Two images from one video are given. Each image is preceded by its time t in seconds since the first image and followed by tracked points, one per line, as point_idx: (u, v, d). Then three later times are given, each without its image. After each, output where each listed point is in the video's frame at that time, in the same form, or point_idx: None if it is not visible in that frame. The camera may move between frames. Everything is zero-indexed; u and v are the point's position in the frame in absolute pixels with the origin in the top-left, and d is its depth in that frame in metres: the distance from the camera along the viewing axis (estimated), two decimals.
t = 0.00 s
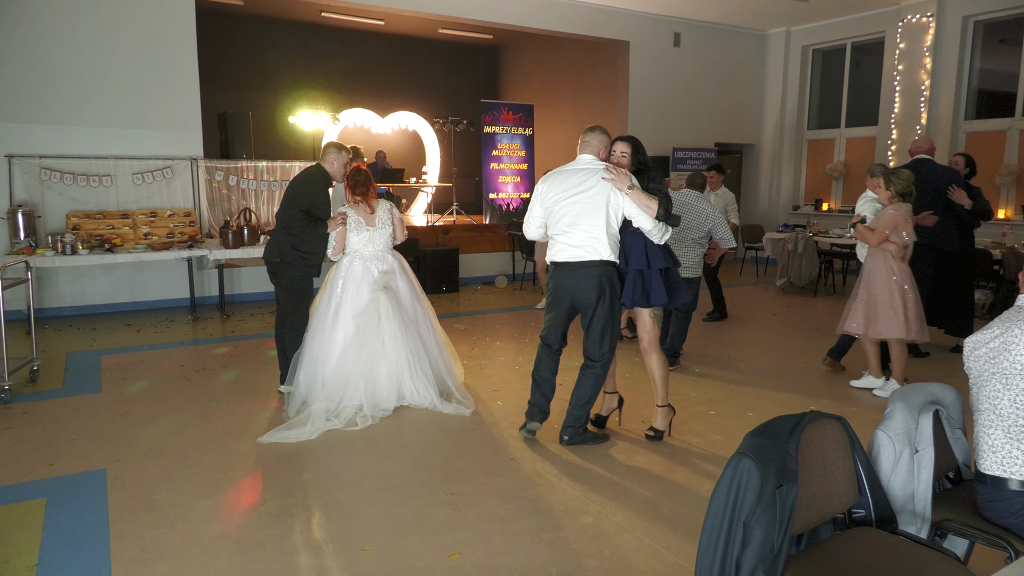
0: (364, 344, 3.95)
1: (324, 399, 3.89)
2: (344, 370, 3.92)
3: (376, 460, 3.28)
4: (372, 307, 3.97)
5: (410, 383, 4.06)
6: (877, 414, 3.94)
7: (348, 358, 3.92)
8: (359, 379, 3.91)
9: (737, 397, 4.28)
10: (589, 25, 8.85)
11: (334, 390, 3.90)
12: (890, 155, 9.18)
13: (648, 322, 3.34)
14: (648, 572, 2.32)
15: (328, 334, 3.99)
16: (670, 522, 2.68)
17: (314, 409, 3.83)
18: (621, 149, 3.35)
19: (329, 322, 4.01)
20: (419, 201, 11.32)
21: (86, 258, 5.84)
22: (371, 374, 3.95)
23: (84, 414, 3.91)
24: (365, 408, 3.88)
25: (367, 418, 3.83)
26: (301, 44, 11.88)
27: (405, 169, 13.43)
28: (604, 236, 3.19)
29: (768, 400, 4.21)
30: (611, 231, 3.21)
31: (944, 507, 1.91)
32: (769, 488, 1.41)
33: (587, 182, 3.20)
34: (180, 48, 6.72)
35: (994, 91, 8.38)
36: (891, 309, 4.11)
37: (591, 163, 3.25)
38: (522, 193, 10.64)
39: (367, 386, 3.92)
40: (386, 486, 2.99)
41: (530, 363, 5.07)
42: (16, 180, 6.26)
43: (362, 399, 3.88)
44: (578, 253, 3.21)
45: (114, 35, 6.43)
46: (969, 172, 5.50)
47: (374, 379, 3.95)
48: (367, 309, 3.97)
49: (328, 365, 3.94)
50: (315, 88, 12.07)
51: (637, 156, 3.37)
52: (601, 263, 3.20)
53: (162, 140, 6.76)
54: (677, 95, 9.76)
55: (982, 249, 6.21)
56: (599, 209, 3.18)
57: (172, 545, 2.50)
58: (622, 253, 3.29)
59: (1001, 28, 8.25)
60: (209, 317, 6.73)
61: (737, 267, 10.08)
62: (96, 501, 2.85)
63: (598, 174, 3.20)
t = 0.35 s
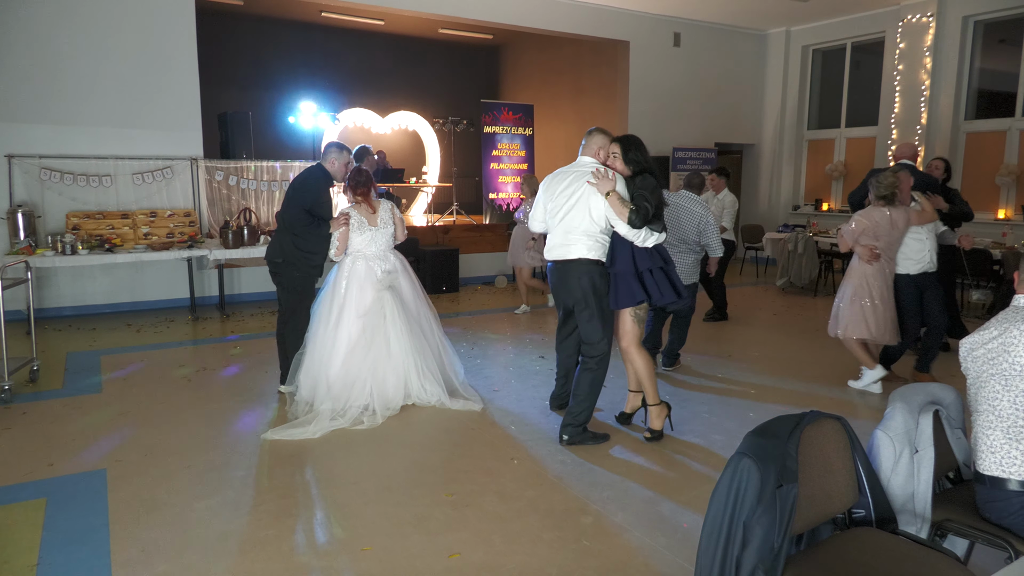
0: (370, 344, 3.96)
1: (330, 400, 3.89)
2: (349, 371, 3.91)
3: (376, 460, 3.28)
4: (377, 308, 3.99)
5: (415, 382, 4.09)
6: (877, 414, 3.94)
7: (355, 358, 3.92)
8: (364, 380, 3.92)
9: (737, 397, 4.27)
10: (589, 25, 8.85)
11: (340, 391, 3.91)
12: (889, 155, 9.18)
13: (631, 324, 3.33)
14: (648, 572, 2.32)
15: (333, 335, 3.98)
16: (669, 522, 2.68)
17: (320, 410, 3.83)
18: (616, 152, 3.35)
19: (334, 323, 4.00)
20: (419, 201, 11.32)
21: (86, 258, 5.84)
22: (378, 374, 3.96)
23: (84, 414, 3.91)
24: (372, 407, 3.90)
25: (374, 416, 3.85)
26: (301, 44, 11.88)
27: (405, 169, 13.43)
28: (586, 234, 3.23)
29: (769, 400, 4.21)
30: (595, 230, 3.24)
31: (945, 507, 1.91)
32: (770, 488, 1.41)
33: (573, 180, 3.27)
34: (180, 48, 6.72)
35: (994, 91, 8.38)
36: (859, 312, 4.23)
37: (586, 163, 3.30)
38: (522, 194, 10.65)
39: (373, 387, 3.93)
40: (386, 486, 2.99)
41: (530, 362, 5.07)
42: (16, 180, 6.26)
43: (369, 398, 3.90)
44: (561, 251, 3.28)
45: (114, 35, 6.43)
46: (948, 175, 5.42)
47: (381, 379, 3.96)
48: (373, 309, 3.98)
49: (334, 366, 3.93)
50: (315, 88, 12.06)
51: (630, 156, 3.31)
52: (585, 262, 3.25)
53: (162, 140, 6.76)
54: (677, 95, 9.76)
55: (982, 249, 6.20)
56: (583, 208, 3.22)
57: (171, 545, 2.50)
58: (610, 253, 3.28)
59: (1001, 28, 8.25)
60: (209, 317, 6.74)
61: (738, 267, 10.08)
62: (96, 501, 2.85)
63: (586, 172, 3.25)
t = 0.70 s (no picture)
0: (373, 344, 3.96)
1: (333, 400, 3.89)
2: (352, 371, 3.92)
3: (376, 459, 3.28)
4: (380, 307, 3.99)
5: (417, 381, 4.10)
6: (877, 413, 3.94)
7: (357, 358, 3.93)
8: (366, 379, 3.92)
9: (737, 397, 4.27)
10: (589, 25, 8.85)
11: (342, 391, 3.91)
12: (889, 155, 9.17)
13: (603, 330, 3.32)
14: (648, 572, 2.32)
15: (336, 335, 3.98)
16: (669, 522, 2.68)
17: (322, 410, 3.83)
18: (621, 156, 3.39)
19: (336, 322, 4.00)
20: (420, 201, 11.32)
21: (86, 258, 5.84)
22: (381, 373, 3.96)
23: (84, 414, 3.91)
24: (374, 407, 3.90)
25: (376, 416, 3.85)
26: (301, 44, 11.88)
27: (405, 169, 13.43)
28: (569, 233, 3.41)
29: (769, 400, 4.21)
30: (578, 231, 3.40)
31: (945, 507, 1.91)
32: (769, 488, 1.41)
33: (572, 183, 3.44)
34: (180, 48, 6.72)
35: (994, 91, 8.38)
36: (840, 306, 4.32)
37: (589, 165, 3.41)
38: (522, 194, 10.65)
39: (375, 386, 3.93)
40: (386, 486, 2.99)
41: (529, 362, 5.07)
42: (16, 180, 6.26)
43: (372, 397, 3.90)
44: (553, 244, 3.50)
45: (115, 35, 6.43)
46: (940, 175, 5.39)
47: (383, 378, 3.97)
48: (375, 308, 3.98)
49: (336, 365, 3.93)
50: (315, 88, 12.06)
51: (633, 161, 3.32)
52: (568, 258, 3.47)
53: (162, 140, 6.77)
54: (677, 95, 9.76)
55: (982, 249, 6.20)
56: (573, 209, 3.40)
57: (172, 545, 2.50)
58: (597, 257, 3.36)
59: (1001, 28, 8.25)
60: (209, 317, 6.74)
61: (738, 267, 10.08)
62: (97, 500, 2.85)
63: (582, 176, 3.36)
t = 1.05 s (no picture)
0: (376, 343, 3.97)
1: (335, 399, 3.90)
2: (355, 370, 3.92)
3: (376, 459, 3.28)
4: (383, 306, 3.99)
5: (420, 381, 4.10)
6: (877, 413, 3.94)
7: (360, 357, 3.93)
8: (369, 379, 3.93)
9: (737, 397, 4.27)
10: (589, 25, 8.85)
11: (345, 390, 3.92)
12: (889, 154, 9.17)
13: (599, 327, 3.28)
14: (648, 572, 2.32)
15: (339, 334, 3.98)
16: (669, 522, 2.68)
17: (324, 409, 3.84)
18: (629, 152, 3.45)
19: (339, 322, 4.00)
20: (419, 201, 11.32)
21: (86, 258, 5.84)
22: (383, 373, 3.97)
23: (84, 414, 3.91)
24: (376, 406, 3.91)
25: (378, 415, 3.86)
26: (302, 44, 11.88)
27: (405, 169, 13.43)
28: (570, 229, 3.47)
29: (769, 400, 4.21)
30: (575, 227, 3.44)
31: (945, 507, 1.91)
32: (770, 488, 1.41)
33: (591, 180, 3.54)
34: (180, 48, 6.72)
35: (994, 91, 8.37)
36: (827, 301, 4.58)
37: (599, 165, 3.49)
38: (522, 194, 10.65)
39: (378, 386, 3.94)
40: (386, 486, 2.99)
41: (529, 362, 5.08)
42: (16, 180, 6.26)
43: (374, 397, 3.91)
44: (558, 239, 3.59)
45: (115, 35, 6.43)
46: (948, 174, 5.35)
47: (386, 378, 3.97)
48: (379, 308, 3.98)
49: (339, 364, 3.94)
50: (315, 88, 12.05)
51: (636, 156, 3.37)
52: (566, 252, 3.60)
53: (162, 140, 6.77)
54: (677, 95, 9.77)
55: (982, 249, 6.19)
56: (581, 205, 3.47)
57: (172, 545, 2.50)
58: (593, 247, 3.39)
59: (1000, 28, 8.25)
60: (210, 317, 6.74)
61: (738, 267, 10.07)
62: (97, 501, 2.85)
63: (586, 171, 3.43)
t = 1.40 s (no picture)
0: (386, 343, 3.98)
1: (345, 399, 3.90)
2: (366, 370, 3.93)
3: (377, 460, 3.28)
4: (394, 306, 4.02)
5: (430, 380, 4.12)
6: (877, 414, 3.94)
7: (371, 356, 3.94)
8: (380, 379, 3.94)
9: (737, 397, 4.27)
10: (589, 25, 8.85)
11: (355, 389, 3.92)
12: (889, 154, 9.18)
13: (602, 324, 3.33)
14: (648, 572, 2.32)
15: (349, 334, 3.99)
16: (669, 521, 2.68)
17: (334, 409, 3.84)
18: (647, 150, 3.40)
19: (349, 321, 4.01)
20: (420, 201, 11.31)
21: (86, 258, 5.83)
22: (394, 372, 3.98)
23: (84, 414, 3.91)
24: (387, 405, 3.92)
25: (389, 414, 3.87)
26: (302, 43, 11.87)
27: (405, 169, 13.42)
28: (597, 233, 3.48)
29: (770, 400, 4.21)
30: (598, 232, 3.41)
31: (944, 507, 1.91)
32: (769, 488, 1.41)
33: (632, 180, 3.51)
34: (180, 48, 6.72)
35: (994, 91, 8.37)
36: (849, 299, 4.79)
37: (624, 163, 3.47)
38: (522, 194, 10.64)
39: (389, 385, 3.95)
40: (387, 486, 2.99)
41: (530, 362, 5.08)
42: (16, 180, 6.26)
43: (385, 396, 3.92)
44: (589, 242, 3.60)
45: (115, 34, 6.43)
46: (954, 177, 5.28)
47: (396, 377, 3.99)
48: (389, 307, 4.01)
49: (350, 364, 3.95)
50: (315, 88, 12.05)
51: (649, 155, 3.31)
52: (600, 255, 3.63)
53: (163, 140, 6.77)
54: (676, 95, 9.77)
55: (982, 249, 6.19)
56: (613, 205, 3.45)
57: (172, 545, 2.50)
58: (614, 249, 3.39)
59: (1000, 28, 8.24)
60: (210, 317, 6.74)
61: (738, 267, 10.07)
62: (97, 501, 2.85)
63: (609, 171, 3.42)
